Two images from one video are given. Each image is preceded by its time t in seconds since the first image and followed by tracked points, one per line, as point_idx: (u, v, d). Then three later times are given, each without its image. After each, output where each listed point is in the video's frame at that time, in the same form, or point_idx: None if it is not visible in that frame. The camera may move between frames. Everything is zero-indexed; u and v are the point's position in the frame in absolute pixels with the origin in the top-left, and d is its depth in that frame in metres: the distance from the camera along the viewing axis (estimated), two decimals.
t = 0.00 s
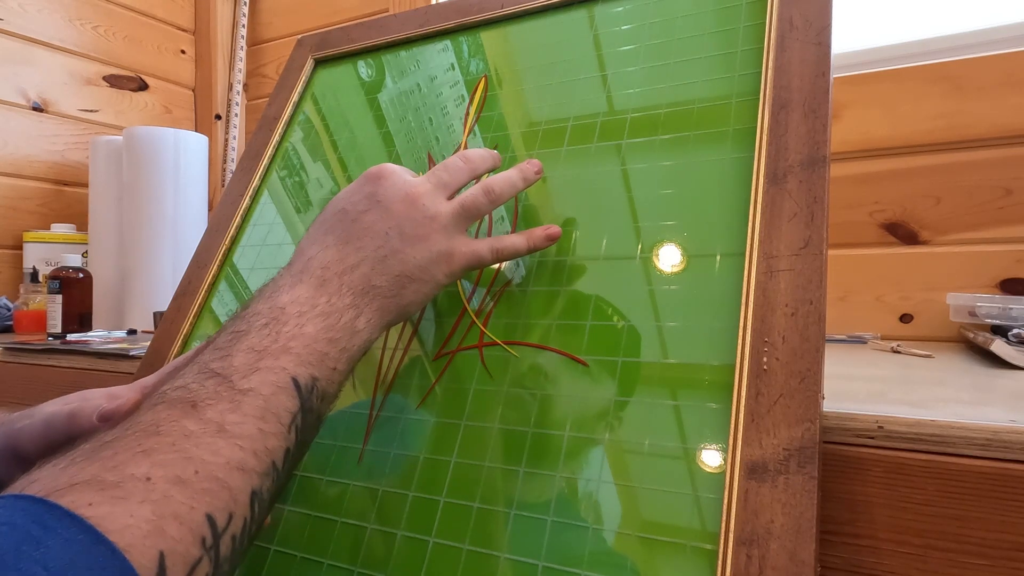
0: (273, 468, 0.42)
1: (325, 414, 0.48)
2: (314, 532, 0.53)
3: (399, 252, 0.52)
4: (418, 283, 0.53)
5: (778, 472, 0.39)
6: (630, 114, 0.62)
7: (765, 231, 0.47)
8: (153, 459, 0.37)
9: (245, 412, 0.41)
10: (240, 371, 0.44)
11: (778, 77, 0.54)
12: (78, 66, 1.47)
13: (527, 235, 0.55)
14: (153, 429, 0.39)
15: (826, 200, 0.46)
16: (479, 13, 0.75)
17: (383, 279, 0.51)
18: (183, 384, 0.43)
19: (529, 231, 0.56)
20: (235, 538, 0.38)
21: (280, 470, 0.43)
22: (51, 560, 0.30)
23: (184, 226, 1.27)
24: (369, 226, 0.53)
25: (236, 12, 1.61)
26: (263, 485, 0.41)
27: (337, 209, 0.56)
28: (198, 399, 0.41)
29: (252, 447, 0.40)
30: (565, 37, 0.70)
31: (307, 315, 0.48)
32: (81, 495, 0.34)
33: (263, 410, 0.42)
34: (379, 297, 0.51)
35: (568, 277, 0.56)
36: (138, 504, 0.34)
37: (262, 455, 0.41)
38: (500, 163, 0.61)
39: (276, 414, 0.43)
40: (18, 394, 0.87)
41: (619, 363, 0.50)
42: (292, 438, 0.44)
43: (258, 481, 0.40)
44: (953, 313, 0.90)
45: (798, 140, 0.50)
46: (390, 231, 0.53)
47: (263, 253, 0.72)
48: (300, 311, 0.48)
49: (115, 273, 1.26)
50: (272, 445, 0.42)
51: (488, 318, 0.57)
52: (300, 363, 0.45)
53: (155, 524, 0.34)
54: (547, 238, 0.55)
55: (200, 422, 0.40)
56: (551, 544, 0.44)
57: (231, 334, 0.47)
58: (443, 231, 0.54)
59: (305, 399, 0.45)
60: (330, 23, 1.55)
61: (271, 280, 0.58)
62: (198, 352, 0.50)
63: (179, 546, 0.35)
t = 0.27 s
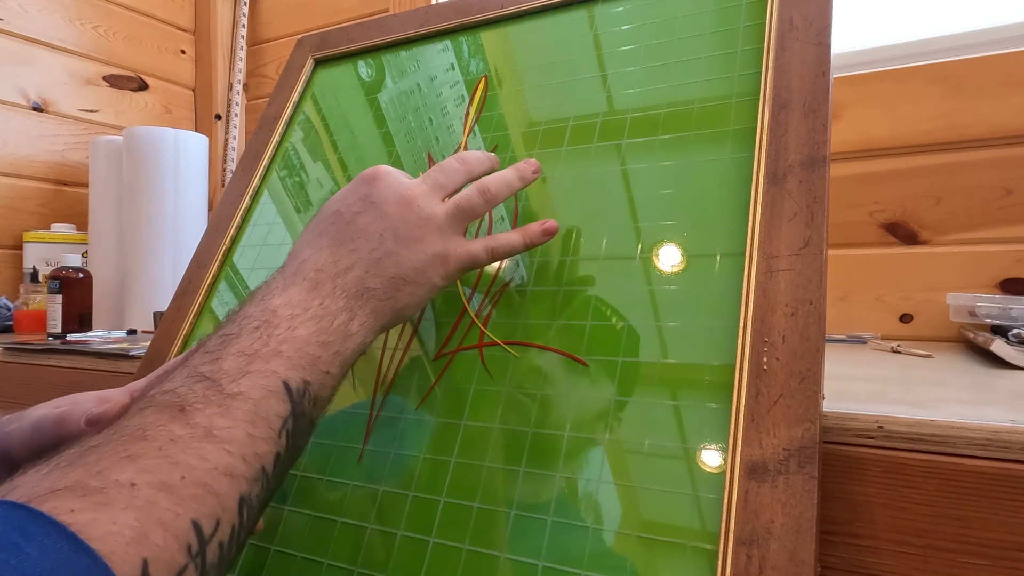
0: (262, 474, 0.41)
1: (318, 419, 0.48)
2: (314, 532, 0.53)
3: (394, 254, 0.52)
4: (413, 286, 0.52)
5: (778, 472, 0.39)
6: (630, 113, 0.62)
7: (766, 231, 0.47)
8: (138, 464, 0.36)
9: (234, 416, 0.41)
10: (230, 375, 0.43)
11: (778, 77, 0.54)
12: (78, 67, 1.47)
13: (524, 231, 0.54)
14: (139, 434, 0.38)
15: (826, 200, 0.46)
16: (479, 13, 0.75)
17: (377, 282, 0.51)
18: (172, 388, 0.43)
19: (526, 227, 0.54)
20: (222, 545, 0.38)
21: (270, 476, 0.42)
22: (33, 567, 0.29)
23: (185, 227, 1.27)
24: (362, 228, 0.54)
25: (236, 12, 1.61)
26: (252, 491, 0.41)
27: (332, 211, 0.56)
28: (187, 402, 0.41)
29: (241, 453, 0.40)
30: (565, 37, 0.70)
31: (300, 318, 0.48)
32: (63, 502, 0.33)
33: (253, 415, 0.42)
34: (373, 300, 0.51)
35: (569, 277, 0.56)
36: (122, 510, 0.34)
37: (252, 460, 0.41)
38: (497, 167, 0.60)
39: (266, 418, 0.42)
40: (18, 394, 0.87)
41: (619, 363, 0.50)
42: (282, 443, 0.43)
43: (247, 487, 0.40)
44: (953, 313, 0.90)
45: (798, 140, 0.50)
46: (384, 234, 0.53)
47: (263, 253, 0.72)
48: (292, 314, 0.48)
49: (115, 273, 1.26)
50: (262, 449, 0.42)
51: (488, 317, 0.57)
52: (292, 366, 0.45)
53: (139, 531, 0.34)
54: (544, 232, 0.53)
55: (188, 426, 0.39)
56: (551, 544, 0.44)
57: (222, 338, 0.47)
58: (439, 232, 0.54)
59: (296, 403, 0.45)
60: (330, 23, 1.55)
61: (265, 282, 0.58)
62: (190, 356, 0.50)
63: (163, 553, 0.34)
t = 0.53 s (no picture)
0: (249, 480, 0.40)
1: (307, 425, 0.47)
2: (314, 532, 0.53)
3: (386, 258, 0.52)
4: (405, 289, 0.52)
5: (778, 472, 0.39)
6: (630, 113, 0.62)
7: (766, 231, 0.47)
8: (121, 469, 0.35)
9: (220, 421, 0.40)
10: (216, 379, 0.42)
11: (778, 77, 0.54)
12: (78, 66, 1.47)
13: (516, 228, 0.53)
14: (123, 439, 0.37)
15: (826, 199, 0.46)
16: (479, 13, 0.75)
17: (369, 285, 0.51)
18: (157, 393, 0.42)
19: (518, 226, 0.53)
20: (206, 553, 0.36)
21: (257, 483, 0.41)
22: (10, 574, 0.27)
23: (185, 227, 1.27)
24: (354, 232, 0.53)
25: (236, 12, 1.61)
26: (239, 498, 0.39)
27: (325, 214, 0.56)
28: (172, 407, 0.40)
29: (226, 458, 0.39)
30: (565, 37, 0.70)
31: (289, 321, 0.47)
32: (42, 508, 0.32)
33: (239, 420, 0.41)
34: (365, 304, 0.50)
35: (569, 277, 0.56)
36: (102, 517, 0.32)
37: (238, 466, 0.39)
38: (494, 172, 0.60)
39: (253, 424, 0.41)
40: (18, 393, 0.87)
41: (619, 363, 0.50)
42: (270, 449, 0.42)
43: (233, 494, 0.39)
44: (953, 313, 0.90)
45: (798, 140, 0.50)
46: (376, 237, 0.53)
47: (263, 253, 0.72)
48: (281, 317, 0.47)
49: (115, 273, 1.26)
50: (248, 455, 0.40)
51: (489, 317, 0.57)
52: (280, 371, 0.44)
53: (119, 539, 0.32)
54: (536, 230, 0.53)
55: (172, 432, 0.38)
56: (551, 544, 0.44)
57: (209, 342, 0.46)
58: (431, 235, 0.53)
59: (284, 408, 0.43)
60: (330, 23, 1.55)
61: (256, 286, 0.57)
62: (176, 361, 0.49)
63: (144, 561, 0.33)
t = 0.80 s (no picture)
0: (236, 485, 0.39)
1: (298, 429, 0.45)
2: (314, 532, 0.53)
3: (377, 260, 0.51)
4: (398, 292, 0.51)
5: (778, 472, 0.39)
6: (630, 114, 0.62)
7: (766, 231, 0.47)
8: (102, 473, 0.34)
9: (206, 424, 0.38)
10: (203, 382, 0.41)
11: (778, 77, 0.54)
12: (78, 67, 1.47)
13: (510, 229, 0.52)
14: (106, 443, 0.36)
15: (826, 199, 0.46)
16: (479, 13, 0.75)
17: (361, 287, 0.50)
18: (142, 396, 0.40)
19: (512, 226, 0.52)
20: (189, 560, 0.35)
21: (245, 487, 0.40)
22: None
23: (185, 227, 1.27)
24: (347, 233, 0.52)
25: (236, 12, 1.61)
26: (225, 503, 0.38)
27: (318, 216, 0.55)
28: (157, 411, 0.38)
29: (212, 462, 0.37)
30: (565, 37, 0.70)
31: (278, 324, 0.46)
32: (19, 512, 0.31)
33: (226, 423, 0.39)
34: (357, 306, 0.49)
35: (569, 277, 0.56)
36: (81, 522, 0.31)
37: (224, 470, 0.38)
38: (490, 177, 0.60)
39: (240, 427, 0.40)
40: (18, 393, 0.87)
41: (619, 364, 0.50)
42: (258, 452, 0.41)
43: (218, 499, 0.37)
44: (953, 313, 0.90)
45: (798, 140, 0.50)
46: (369, 238, 0.52)
47: (263, 253, 0.72)
48: (270, 320, 0.46)
49: (115, 274, 1.26)
50: (235, 459, 0.39)
51: (488, 317, 0.57)
52: (269, 374, 0.43)
53: (98, 544, 0.31)
54: (531, 231, 0.51)
55: (156, 435, 0.37)
56: (551, 544, 0.44)
57: (197, 346, 0.45)
58: (424, 236, 0.53)
59: (273, 411, 0.42)
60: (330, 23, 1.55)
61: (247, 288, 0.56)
62: (163, 366, 0.48)
63: (123, 568, 0.31)
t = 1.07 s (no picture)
0: (221, 492, 0.38)
1: (287, 437, 0.45)
2: (314, 532, 0.53)
3: (371, 264, 0.49)
4: (392, 297, 0.49)
5: (778, 472, 0.39)
6: (630, 113, 0.62)
7: (765, 231, 0.47)
8: (82, 480, 0.33)
9: (191, 431, 0.38)
10: (189, 388, 0.40)
11: (778, 76, 0.54)
12: (78, 66, 1.47)
13: (504, 235, 0.50)
14: (88, 449, 0.36)
15: (825, 199, 0.46)
16: (479, 13, 0.75)
17: (354, 292, 0.48)
18: (128, 402, 0.40)
19: (507, 231, 0.51)
20: (170, 569, 0.35)
21: (230, 495, 0.39)
22: None
23: (186, 227, 1.27)
24: (341, 238, 0.51)
25: (236, 12, 1.61)
26: (209, 511, 0.37)
27: (312, 221, 0.54)
28: (141, 417, 0.38)
29: (196, 470, 0.37)
30: (565, 37, 0.70)
31: (269, 329, 0.45)
32: None
33: (211, 430, 0.39)
34: (349, 312, 0.48)
35: (569, 277, 0.56)
36: (58, 530, 0.31)
37: (208, 478, 0.37)
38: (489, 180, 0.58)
39: (226, 434, 0.39)
40: (17, 394, 0.86)
41: (619, 364, 0.50)
42: (245, 460, 0.40)
43: (203, 507, 0.37)
44: (953, 313, 0.90)
45: (798, 140, 0.50)
46: (363, 243, 0.51)
47: (263, 253, 0.72)
48: (261, 324, 0.45)
49: (115, 273, 1.26)
50: (220, 467, 0.38)
51: (488, 317, 0.57)
52: (257, 380, 0.42)
53: (76, 553, 0.31)
54: (527, 235, 0.50)
55: (139, 442, 0.36)
56: (551, 544, 0.44)
57: (186, 351, 0.45)
58: (418, 242, 0.51)
59: (261, 418, 0.41)
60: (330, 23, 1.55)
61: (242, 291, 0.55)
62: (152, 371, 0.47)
63: None
